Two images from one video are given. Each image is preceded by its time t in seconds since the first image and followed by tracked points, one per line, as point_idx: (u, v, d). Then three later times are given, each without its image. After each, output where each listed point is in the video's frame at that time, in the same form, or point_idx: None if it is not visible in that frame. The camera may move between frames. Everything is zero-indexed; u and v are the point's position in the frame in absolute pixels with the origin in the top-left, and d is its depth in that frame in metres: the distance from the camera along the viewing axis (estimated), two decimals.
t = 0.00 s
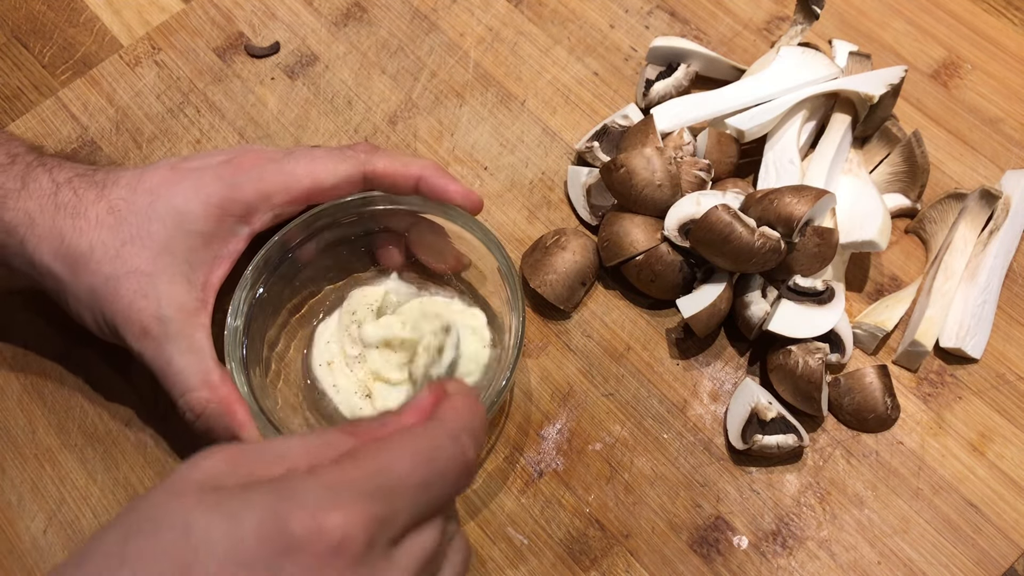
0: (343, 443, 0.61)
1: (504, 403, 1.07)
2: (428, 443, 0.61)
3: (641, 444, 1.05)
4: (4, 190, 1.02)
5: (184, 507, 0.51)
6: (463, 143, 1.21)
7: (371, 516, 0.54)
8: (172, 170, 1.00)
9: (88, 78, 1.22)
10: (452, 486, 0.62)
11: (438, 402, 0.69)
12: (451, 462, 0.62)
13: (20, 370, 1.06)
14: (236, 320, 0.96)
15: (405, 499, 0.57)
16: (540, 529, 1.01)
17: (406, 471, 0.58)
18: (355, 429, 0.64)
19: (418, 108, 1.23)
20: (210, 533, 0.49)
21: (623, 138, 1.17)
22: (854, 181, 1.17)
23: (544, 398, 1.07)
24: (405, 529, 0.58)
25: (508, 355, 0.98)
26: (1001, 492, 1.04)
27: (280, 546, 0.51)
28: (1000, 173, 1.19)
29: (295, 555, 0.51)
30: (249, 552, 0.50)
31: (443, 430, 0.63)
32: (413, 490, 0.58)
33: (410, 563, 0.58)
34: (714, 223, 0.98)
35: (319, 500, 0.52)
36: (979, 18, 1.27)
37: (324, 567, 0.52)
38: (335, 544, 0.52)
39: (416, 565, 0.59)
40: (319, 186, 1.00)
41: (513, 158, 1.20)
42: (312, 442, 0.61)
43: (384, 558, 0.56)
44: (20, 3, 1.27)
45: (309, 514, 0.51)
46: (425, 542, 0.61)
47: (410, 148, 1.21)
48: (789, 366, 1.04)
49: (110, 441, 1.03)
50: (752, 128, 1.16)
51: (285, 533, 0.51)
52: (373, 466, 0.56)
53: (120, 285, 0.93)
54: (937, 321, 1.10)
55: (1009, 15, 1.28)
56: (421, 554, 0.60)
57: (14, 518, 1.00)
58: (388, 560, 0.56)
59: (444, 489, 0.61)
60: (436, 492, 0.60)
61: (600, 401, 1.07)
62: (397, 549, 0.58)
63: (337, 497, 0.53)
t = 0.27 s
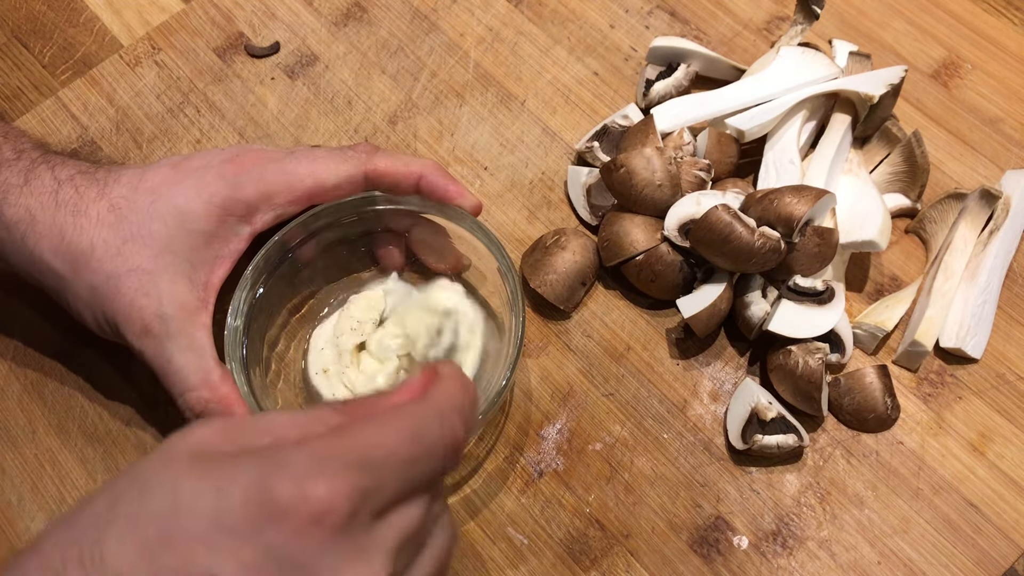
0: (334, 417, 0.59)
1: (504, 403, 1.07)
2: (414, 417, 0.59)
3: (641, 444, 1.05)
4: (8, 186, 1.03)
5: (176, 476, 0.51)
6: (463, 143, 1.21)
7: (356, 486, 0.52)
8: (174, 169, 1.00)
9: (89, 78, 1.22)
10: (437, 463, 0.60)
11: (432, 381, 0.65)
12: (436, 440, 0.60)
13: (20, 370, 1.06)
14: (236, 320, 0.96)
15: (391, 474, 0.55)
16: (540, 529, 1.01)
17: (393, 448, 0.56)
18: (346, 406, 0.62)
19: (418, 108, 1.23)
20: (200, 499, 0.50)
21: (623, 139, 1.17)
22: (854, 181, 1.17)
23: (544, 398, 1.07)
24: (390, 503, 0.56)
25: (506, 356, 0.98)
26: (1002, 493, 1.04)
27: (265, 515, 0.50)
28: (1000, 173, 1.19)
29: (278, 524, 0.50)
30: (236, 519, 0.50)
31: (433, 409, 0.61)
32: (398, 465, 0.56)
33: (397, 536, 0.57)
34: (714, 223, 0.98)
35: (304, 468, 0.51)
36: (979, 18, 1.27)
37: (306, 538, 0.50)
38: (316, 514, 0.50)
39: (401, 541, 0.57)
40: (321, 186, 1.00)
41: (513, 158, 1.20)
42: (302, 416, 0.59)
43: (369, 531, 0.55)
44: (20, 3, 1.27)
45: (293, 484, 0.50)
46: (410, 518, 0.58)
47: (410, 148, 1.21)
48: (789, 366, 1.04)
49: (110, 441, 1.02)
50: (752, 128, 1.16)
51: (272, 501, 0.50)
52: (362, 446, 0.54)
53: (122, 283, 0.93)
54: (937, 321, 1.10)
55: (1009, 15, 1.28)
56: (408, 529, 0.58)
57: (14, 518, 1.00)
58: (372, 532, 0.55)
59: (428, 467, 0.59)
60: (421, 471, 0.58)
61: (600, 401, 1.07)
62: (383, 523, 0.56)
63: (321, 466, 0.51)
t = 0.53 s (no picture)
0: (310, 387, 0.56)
1: (504, 403, 1.07)
2: (393, 384, 0.56)
3: (641, 444, 1.05)
4: (8, 184, 1.03)
5: (153, 446, 0.49)
6: (463, 143, 1.21)
7: (334, 446, 0.50)
8: (175, 169, 1.00)
9: (89, 79, 1.22)
10: (417, 434, 0.57)
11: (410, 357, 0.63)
12: (416, 407, 0.57)
13: (20, 369, 1.06)
14: (236, 320, 0.96)
15: (371, 437, 0.53)
16: (540, 529, 1.01)
17: (371, 412, 0.53)
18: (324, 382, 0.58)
19: (418, 108, 1.23)
20: (177, 464, 0.47)
21: (623, 139, 1.17)
22: (854, 181, 1.17)
23: (544, 398, 1.07)
24: (372, 468, 0.53)
25: (506, 357, 0.98)
26: (1002, 493, 1.04)
27: (242, 476, 0.48)
28: (1000, 173, 1.19)
29: (256, 485, 0.48)
30: (215, 484, 0.47)
31: (411, 376, 0.59)
32: (378, 428, 0.53)
33: (379, 503, 0.53)
34: (714, 223, 0.98)
35: (282, 429, 0.49)
36: (979, 18, 1.27)
37: (285, 498, 0.48)
38: (294, 472, 0.48)
39: (383, 509, 0.54)
40: (322, 187, 1.00)
41: (513, 158, 1.20)
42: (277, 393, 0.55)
43: (350, 497, 0.52)
44: (20, 3, 1.27)
45: (271, 443, 0.48)
46: (394, 485, 0.55)
47: (410, 148, 1.21)
48: (789, 366, 1.04)
49: (110, 441, 1.03)
50: (752, 128, 1.16)
51: (251, 461, 0.48)
52: (342, 410, 0.52)
53: (122, 282, 0.93)
54: (937, 321, 1.10)
55: (1009, 15, 1.28)
56: (390, 497, 0.54)
57: (14, 518, 1.00)
58: (353, 499, 0.52)
59: (411, 437, 0.56)
60: (403, 440, 0.55)
61: (600, 401, 1.07)
62: (364, 488, 0.53)
63: (299, 425, 0.50)
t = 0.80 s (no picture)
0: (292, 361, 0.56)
1: (504, 403, 1.07)
2: (373, 342, 0.57)
3: (641, 444, 1.05)
4: (8, 185, 1.03)
5: (143, 409, 0.49)
6: (463, 143, 1.21)
7: (326, 392, 0.51)
8: (175, 170, 1.00)
9: (89, 79, 1.22)
10: (407, 379, 0.58)
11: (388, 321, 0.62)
12: (400, 360, 0.58)
13: (20, 369, 1.05)
14: (236, 320, 0.96)
15: (360, 386, 0.54)
16: (540, 529, 1.01)
17: (361, 367, 0.55)
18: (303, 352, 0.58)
19: (418, 108, 1.23)
20: (168, 427, 0.47)
21: (623, 139, 1.17)
22: (854, 181, 1.17)
23: (544, 398, 1.07)
24: (364, 414, 0.54)
25: (506, 359, 0.97)
26: (1002, 493, 1.04)
27: (233, 433, 0.48)
28: (1000, 173, 1.19)
29: (249, 436, 0.48)
30: (204, 435, 0.47)
31: (389, 331, 0.59)
32: (365, 380, 0.55)
33: (373, 449, 0.54)
34: (714, 223, 0.98)
35: (274, 377, 0.50)
36: (979, 18, 1.27)
37: (279, 440, 0.48)
38: (286, 411, 0.49)
39: (378, 455, 0.54)
40: (322, 187, 1.00)
41: (513, 158, 1.20)
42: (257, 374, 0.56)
43: (345, 440, 0.52)
44: (20, 3, 1.27)
45: (264, 394, 0.49)
46: (387, 432, 0.56)
47: (410, 148, 1.21)
48: (789, 366, 1.04)
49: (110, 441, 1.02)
50: (752, 128, 1.16)
51: (243, 412, 0.48)
52: (333, 363, 0.53)
53: (123, 283, 0.93)
54: (937, 321, 1.10)
55: (1009, 15, 1.28)
56: (384, 445, 0.55)
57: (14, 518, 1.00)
58: (348, 444, 0.52)
59: (399, 390, 0.57)
60: (392, 391, 0.57)
61: (600, 401, 1.07)
62: (358, 435, 0.54)
63: (288, 375, 0.51)
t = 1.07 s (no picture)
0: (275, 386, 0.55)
1: (504, 403, 1.07)
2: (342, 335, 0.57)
3: (641, 444, 1.05)
4: (8, 186, 1.03)
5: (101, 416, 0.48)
6: (463, 143, 1.21)
7: (288, 378, 0.52)
8: (175, 170, 1.00)
9: (89, 79, 1.22)
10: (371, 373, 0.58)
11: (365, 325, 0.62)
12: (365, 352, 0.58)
13: (20, 369, 1.05)
14: (236, 321, 0.96)
15: (324, 373, 0.54)
16: (540, 529, 1.01)
17: (321, 355, 0.55)
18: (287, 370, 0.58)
19: (418, 108, 1.23)
20: (126, 424, 0.47)
21: (623, 139, 1.17)
22: (854, 181, 1.17)
23: (544, 398, 1.07)
24: (328, 407, 0.55)
25: (506, 361, 0.97)
26: (1002, 493, 1.04)
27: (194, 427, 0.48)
28: (1000, 173, 1.19)
29: (212, 425, 0.48)
30: (167, 424, 0.48)
31: (358, 328, 0.59)
32: (329, 366, 0.55)
33: (340, 438, 0.54)
34: (714, 223, 0.98)
35: (234, 363, 0.50)
36: (979, 18, 1.27)
37: (242, 430, 0.49)
38: (250, 401, 0.49)
39: (345, 447, 0.54)
40: (322, 187, 1.00)
41: (513, 158, 1.20)
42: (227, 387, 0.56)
43: (311, 431, 0.53)
44: (20, 3, 1.27)
45: (225, 381, 0.49)
46: (354, 426, 0.56)
47: (410, 148, 1.21)
48: (789, 366, 1.04)
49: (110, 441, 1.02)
50: (752, 128, 1.16)
51: (202, 398, 0.49)
52: (298, 353, 0.54)
53: (123, 284, 0.93)
54: (937, 321, 1.10)
55: (1009, 15, 1.28)
56: (350, 438, 0.55)
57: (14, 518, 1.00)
58: (312, 432, 0.53)
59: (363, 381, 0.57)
60: (355, 382, 0.57)
61: (600, 401, 1.07)
62: (323, 425, 0.54)
63: (250, 361, 0.51)
